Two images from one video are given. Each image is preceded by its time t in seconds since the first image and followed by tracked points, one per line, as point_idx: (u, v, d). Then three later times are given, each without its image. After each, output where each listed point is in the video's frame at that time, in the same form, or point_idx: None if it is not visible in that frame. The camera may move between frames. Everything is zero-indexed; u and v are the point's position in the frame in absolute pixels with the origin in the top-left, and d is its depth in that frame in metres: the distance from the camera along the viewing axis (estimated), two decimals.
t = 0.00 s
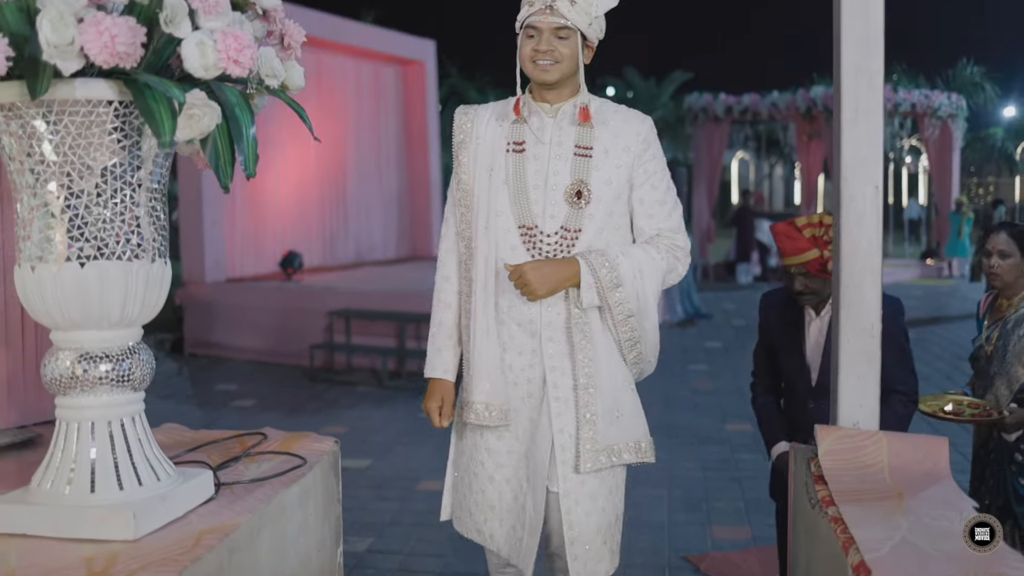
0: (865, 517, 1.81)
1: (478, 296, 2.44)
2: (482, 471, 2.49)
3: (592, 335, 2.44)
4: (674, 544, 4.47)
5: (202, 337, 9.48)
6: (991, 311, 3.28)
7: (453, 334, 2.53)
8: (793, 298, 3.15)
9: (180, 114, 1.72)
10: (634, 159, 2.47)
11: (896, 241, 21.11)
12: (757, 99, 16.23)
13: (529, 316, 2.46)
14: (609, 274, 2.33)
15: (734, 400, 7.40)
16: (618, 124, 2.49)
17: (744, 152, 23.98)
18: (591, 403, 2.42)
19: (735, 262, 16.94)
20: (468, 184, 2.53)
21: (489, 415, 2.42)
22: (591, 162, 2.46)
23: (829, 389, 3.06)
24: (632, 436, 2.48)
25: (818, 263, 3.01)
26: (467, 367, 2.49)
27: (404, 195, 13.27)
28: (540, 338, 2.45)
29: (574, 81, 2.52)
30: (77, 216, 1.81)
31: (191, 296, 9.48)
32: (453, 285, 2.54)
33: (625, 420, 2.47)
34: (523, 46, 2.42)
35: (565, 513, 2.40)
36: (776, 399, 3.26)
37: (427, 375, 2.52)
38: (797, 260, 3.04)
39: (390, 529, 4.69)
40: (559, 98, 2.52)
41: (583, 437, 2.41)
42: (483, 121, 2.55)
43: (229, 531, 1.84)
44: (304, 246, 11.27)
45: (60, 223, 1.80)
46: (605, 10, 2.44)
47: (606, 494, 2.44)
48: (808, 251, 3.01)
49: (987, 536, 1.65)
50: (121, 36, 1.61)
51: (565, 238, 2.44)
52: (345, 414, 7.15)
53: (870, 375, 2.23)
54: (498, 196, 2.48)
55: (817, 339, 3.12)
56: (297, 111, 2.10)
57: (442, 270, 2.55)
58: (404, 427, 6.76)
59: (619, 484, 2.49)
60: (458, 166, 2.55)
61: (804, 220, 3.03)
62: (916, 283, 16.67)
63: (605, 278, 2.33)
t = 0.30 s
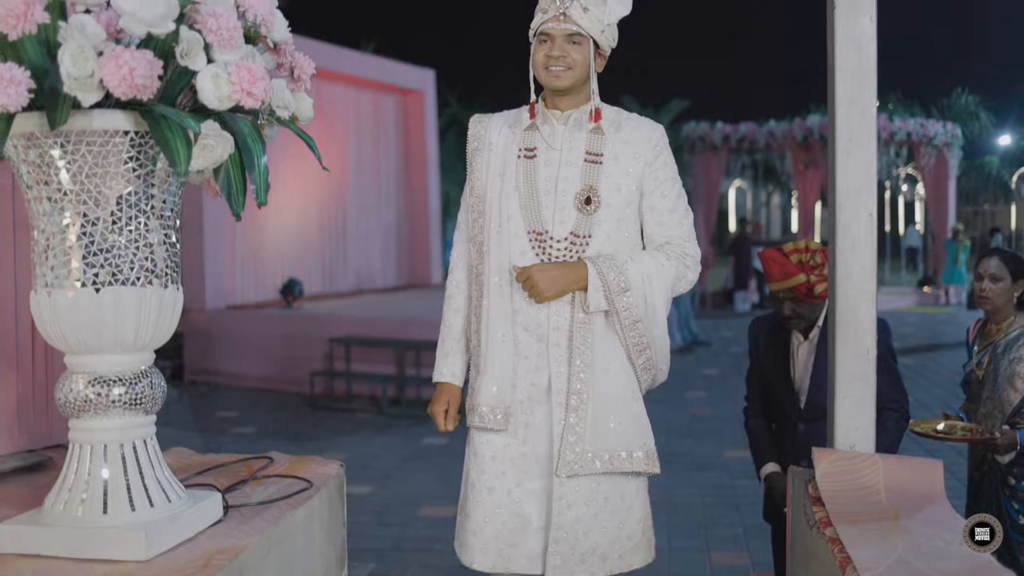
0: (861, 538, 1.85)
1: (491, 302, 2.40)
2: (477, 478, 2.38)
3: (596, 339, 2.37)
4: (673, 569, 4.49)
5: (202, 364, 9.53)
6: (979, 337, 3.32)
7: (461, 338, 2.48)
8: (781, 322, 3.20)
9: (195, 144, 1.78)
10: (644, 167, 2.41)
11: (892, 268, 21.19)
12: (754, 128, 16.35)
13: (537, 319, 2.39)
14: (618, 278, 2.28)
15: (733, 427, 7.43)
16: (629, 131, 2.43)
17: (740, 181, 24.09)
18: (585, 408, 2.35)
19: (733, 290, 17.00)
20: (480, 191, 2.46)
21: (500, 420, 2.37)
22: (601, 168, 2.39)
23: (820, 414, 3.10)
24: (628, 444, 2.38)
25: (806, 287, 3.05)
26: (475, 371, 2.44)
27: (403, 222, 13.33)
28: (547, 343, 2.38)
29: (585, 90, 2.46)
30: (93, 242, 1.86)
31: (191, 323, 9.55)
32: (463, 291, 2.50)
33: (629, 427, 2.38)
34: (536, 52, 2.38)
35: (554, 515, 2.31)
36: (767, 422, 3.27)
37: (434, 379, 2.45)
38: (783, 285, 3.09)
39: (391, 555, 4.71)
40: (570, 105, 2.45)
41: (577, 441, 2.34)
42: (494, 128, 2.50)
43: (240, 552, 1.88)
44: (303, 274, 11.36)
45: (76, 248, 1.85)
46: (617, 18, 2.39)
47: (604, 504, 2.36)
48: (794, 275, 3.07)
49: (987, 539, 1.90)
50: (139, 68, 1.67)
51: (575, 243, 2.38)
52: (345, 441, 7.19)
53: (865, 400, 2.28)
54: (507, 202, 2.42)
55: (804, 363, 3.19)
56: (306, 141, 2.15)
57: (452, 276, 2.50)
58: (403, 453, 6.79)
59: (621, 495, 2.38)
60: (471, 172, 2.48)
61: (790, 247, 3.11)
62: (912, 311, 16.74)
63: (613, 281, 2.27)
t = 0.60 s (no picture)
0: (856, 562, 1.90)
1: (491, 333, 2.37)
2: (469, 499, 2.33)
3: (597, 369, 2.36)
4: None
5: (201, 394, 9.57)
6: (968, 366, 3.37)
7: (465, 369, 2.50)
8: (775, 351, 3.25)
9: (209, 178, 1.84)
10: (649, 201, 2.41)
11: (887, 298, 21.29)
12: (749, 159, 16.47)
13: (540, 348, 2.36)
14: (621, 311, 2.27)
15: (730, 457, 7.47)
16: (635, 165, 2.44)
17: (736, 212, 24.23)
18: (585, 439, 2.34)
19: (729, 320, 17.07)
20: (487, 222, 2.47)
21: (484, 446, 2.32)
22: (606, 202, 2.40)
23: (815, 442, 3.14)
24: (624, 476, 2.36)
25: (799, 318, 3.10)
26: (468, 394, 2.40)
27: (400, 253, 13.41)
28: (550, 370, 2.35)
29: (593, 125, 2.50)
30: (108, 273, 1.91)
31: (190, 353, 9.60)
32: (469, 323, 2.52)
33: (626, 459, 2.36)
34: (544, 86, 2.43)
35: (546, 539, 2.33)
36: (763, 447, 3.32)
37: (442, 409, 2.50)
38: (778, 316, 3.14)
39: None
40: (576, 139, 2.49)
41: (577, 469, 2.33)
42: (502, 160, 2.52)
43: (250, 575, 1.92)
44: (302, 303, 11.42)
45: (90, 277, 1.90)
46: (626, 54, 2.44)
47: (599, 533, 2.34)
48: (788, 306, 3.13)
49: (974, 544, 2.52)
50: (157, 104, 1.73)
51: (580, 275, 2.38)
52: (344, 470, 7.22)
53: (859, 427, 2.32)
54: (513, 233, 2.42)
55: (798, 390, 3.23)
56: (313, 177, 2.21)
57: (460, 306, 2.52)
58: (402, 483, 6.81)
59: (615, 526, 2.36)
60: (478, 203, 2.50)
61: (784, 277, 3.16)
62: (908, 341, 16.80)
63: (616, 314, 2.27)
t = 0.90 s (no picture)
0: None
1: (480, 347, 2.41)
2: (473, 523, 2.34)
3: (601, 402, 2.40)
4: None
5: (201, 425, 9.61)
6: (959, 398, 3.42)
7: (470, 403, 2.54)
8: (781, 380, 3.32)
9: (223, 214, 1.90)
10: (650, 235, 2.47)
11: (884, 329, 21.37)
12: (745, 191, 16.59)
13: (543, 380, 2.40)
14: (624, 344, 2.32)
15: (727, 487, 7.50)
16: (636, 200, 2.50)
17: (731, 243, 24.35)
18: (592, 470, 2.37)
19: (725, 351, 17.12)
20: (491, 256, 2.54)
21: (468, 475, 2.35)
22: (609, 236, 2.46)
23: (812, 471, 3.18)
24: (629, 505, 2.40)
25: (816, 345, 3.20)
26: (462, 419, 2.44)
27: (398, 284, 13.48)
28: (554, 402, 2.40)
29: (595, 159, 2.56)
30: (124, 306, 1.96)
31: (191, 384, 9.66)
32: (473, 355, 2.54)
33: (626, 488, 2.40)
34: (546, 121, 2.49)
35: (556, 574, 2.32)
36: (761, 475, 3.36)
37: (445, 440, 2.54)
38: (794, 343, 3.22)
39: None
40: (579, 173, 2.56)
41: (585, 501, 2.35)
42: (505, 194, 2.58)
43: None
44: (301, 334, 11.48)
45: (104, 308, 1.95)
46: (626, 89, 2.51)
47: (600, 562, 2.37)
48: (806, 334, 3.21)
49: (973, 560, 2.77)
50: (174, 143, 1.79)
51: (583, 309, 2.43)
52: (343, 500, 7.25)
53: (855, 456, 2.37)
54: (516, 267, 2.47)
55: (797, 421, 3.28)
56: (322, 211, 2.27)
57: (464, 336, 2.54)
58: (401, 513, 6.84)
59: (616, 555, 2.40)
60: (481, 238, 2.57)
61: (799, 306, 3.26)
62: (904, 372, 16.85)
63: (619, 347, 2.31)
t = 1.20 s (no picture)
0: None
1: (490, 383, 2.46)
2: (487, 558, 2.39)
3: (606, 431, 2.45)
4: None
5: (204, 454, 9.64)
6: (957, 428, 3.46)
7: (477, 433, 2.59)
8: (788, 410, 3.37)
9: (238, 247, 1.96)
10: (652, 265, 2.53)
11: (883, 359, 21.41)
12: (743, 222, 16.69)
13: (549, 410, 2.45)
14: (628, 374, 2.36)
15: (727, 517, 7.51)
16: (638, 230, 2.55)
17: (730, 273, 24.44)
18: (598, 499, 2.41)
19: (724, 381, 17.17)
20: (495, 286, 2.60)
21: (480, 503, 2.43)
22: (612, 266, 2.51)
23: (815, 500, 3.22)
24: (634, 534, 2.42)
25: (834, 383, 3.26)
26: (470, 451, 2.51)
27: (397, 315, 13.54)
28: (559, 431, 2.44)
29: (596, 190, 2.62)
30: (141, 337, 2.00)
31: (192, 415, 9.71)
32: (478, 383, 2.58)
33: (633, 517, 2.42)
34: (549, 151, 2.54)
35: None
36: (761, 500, 3.40)
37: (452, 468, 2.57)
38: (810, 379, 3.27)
39: None
40: (581, 203, 2.61)
41: (592, 530, 2.39)
42: (508, 224, 2.64)
43: None
44: (301, 364, 11.51)
45: (122, 339, 2.00)
46: (627, 119, 2.56)
47: None
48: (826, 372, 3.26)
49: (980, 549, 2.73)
50: (193, 179, 1.85)
51: (587, 338, 2.48)
52: (343, 530, 7.27)
53: (855, 484, 2.41)
54: (520, 297, 2.52)
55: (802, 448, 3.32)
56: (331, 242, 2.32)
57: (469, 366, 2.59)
58: (401, 543, 6.85)
59: None
60: (485, 269, 2.62)
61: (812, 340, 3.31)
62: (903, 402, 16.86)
63: (623, 377, 2.36)
